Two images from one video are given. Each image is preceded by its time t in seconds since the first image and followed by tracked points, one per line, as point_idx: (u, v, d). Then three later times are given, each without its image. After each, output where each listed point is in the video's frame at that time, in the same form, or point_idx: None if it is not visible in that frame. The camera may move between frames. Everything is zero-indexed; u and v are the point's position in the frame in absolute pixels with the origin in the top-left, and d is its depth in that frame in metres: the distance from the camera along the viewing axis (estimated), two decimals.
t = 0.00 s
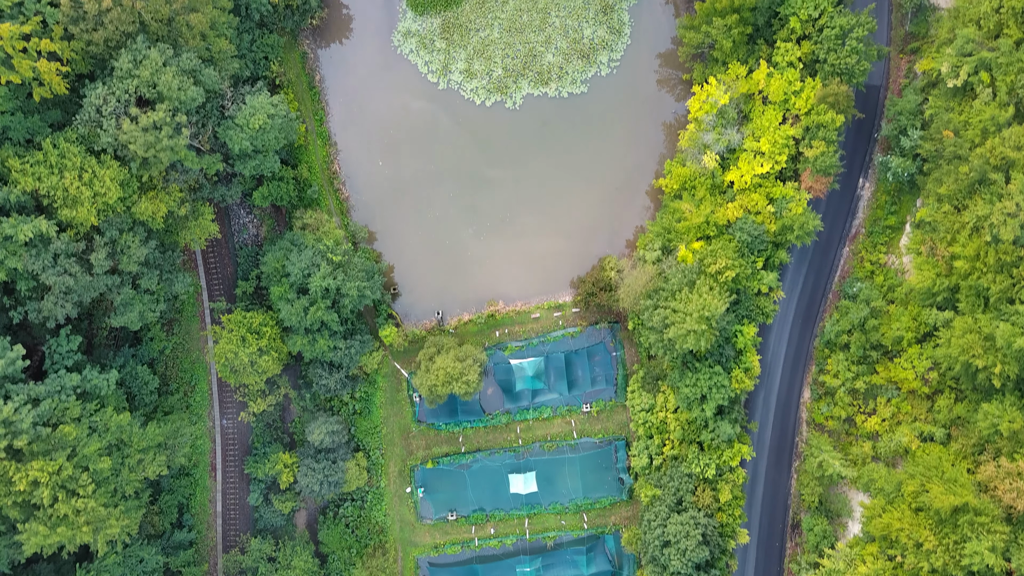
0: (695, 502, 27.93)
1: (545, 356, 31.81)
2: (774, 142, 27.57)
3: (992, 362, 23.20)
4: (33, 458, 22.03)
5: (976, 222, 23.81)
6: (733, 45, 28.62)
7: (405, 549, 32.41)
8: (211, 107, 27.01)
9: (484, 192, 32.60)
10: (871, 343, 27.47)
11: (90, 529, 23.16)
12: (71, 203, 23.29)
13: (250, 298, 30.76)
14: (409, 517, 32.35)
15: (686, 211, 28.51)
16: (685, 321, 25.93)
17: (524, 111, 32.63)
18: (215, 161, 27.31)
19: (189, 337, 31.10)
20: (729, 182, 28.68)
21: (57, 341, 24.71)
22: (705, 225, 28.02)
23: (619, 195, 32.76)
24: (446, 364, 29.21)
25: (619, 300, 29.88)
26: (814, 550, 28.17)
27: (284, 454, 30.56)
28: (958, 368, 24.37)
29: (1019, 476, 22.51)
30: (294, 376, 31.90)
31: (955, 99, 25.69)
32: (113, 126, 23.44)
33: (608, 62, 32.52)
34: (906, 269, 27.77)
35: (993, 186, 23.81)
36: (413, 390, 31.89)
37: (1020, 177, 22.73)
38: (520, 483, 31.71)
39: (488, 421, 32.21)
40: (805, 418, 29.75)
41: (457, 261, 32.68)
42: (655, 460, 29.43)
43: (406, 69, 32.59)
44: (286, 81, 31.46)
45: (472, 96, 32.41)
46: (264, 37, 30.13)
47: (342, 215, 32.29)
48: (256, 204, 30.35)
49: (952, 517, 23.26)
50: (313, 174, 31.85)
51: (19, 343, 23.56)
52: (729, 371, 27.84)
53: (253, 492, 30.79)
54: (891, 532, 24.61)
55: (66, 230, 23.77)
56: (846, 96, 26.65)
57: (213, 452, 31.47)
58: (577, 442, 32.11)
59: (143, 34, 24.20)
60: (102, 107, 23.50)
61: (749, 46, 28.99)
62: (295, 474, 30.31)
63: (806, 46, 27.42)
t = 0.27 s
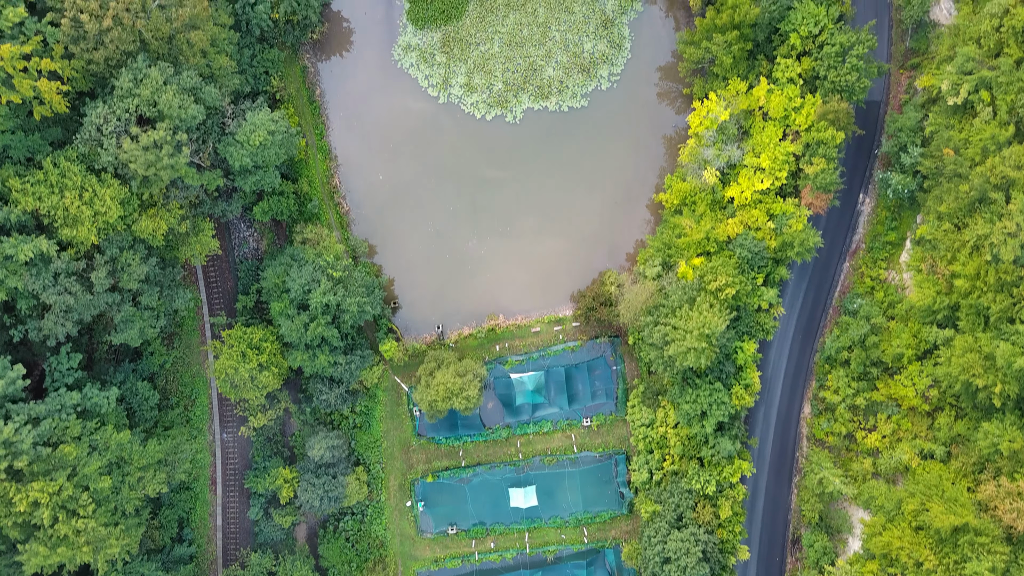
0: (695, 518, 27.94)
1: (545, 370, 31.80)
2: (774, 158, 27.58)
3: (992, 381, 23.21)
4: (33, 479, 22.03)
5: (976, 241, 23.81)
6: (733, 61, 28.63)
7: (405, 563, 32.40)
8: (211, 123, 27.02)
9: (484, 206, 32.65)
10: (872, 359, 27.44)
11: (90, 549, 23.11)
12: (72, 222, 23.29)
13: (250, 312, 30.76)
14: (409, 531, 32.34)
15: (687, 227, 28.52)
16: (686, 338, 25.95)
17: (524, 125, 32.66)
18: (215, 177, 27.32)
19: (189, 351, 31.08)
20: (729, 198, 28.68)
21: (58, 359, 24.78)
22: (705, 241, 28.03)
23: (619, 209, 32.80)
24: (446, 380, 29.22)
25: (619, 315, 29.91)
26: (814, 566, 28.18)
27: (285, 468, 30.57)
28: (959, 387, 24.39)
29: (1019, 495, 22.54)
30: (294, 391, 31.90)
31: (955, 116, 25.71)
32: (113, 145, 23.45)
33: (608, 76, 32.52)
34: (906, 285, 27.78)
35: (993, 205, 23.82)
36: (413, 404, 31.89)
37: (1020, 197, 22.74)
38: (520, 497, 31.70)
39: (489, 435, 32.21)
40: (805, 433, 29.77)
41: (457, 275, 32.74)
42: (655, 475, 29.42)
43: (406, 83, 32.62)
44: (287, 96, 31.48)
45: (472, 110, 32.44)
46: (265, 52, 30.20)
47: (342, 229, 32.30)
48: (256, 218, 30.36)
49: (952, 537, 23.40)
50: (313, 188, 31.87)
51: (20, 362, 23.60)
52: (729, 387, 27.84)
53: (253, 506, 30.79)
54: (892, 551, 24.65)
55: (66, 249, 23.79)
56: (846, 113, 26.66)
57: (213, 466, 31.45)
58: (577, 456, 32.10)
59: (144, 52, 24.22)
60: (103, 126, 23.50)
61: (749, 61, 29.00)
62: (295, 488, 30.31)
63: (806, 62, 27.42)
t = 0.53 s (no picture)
0: (696, 535, 27.96)
1: (545, 385, 31.80)
2: (774, 174, 27.59)
3: (993, 401, 23.22)
4: (34, 499, 22.06)
5: (977, 260, 23.83)
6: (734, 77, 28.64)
7: None
8: (212, 140, 27.04)
9: (484, 221, 32.65)
10: (872, 376, 27.43)
11: (90, 569, 23.09)
12: (72, 241, 23.27)
13: (251, 327, 30.77)
14: (409, 545, 32.32)
15: (687, 243, 28.53)
16: (686, 355, 25.96)
17: (524, 138, 32.64)
18: (216, 194, 27.34)
19: (189, 366, 31.07)
20: (729, 213, 28.69)
21: (58, 377, 24.85)
22: (706, 257, 28.04)
23: (619, 223, 32.79)
24: (446, 395, 29.24)
25: (620, 330, 29.92)
26: None
27: (285, 483, 30.58)
28: (959, 406, 24.40)
29: (1019, 515, 22.56)
30: (294, 405, 31.91)
31: (955, 134, 25.70)
32: (113, 164, 23.46)
33: (608, 90, 32.52)
34: (906, 302, 27.78)
35: (993, 223, 23.84)
36: (413, 418, 31.89)
37: (1021, 216, 22.78)
38: (520, 511, 31.69)
39: (489, 449, 32.21)
40: (805, 448, 29.75)
41: (457, 289, 32.72)
42: (655, 490, 29.43)
43: (406, 96, 32.62)
44: (287, 110, 31.49)
45: (472, 123, 32.42)
46: (265, 66, 30.33)
47: (342, 243, 32.30)
48: (257, 233, 30.37)
49: (952, 556, 23.35)
50: (313, 202, 31.88)
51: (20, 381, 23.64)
52: (729, 404, 27.85)
53: (253, 521, 30.79)
54: (891, 569, 24.54)
55: (66, 268, 23.78)
56: (846, 130, 26.68)
57: (213, 480, 31.43)
58: (577, 471, 32.10)
59: (144, 71, 24.25)
60: (103, 145, 23.52)
61: (749, 77, 29.03)
62: (295, 503, 30.32)
63: (806, 79, 27.47)
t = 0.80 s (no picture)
0: (696, 551, 27.97)
1: (546, 399, 31.78)
2: (774, 191, 27.59)
3: (993, 420, 23.21)
4: (34, 519, 22.07)
5: (977, 279, 23.81)
6: (734, 92, 28.63)
7: None
8: (212, 156, 27.04)
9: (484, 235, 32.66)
10: (872, 392, 27.43)
11: None
12: (72, 260, 23.26)
13: (251, 341, 30.77)
14: (410, 559, 32.31)
15: (687, 259, 28.53)
16: (686, 373, 25.95)
17: (524, 152, 32.64)
18: (216, 210, 27.34)
19: (189, 380, 31.06)
20: (729, 229, 28.68)
21: (58, 395, 24.88)
22: (706, 273, 28.04)
23: (619, 237, 32.78)
24: (447, 410, 29.23)
25: (620, 345, 29.94)
26: None
27: (285, 497, 30.58)
28: (959, 424, 24.40)
29: (1020, 535, 22.57)
30: (294, 418, 31.90)
31: (955, 151, 25.67)
32: (114, 183, 23.48)
33: (609, 104, 32.52)
34: (906, 317, 27.78)
35: (993, 242, 23.82)
36: (413, 432, 31.87)
37: (1021, 236, 22.77)
38: (520, 525, 31.68)
39: (489, 463, 32.20)
40: (805, 463, 29.74)
41: (457, 303, 32.76)
42: (655, 505, 29.42)
43: (406, 110, 32.63)
44: (287, 124, 31.48)
45: (472, 137, 32.43)
46: (265, 81, 30.36)
47: (342, 256, 32.31)
48: (257, 248, 30.37)
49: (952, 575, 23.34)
50: (314, 216, 31.88)
51: (20, 400, 23.66)
52: (729, 420, 27.86)
53: (253, 535, 30.78)
54: None
55: (66, 287, 23.77)
56: (846, 147, 26.69)
57: (213, 494, 31.40)
58: (577, 484, 32.08)
59: (144, 90, 24.27)
60: (104, 163, 23.54)
61: (749, 93, 29.00)
62: (295, 518, 30.31)
63: (806, 95, 27.47)
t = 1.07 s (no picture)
0: (697, 567, 27.98)
1: (546, 413, 31.77)
2: (775, 207, 27.59)
3: (993, 439, 23.22)
4: (34, 540, 22.09)
5: (977, 298, 23.82)
6: (734, 108, 28.64)
7: None
8: (212, 173, 27.04)
9: (484, 249, 32.70)
10: (873, 409, 27.43)
11: None
12: (72, 279, 23.25)
13: (251, 355, 30.76)
14: (410, 573, 32.29)
15: (687, 274, 28.53)
16: (686, 390, 25.95)
17: (524, 167, 32.65)
18: (216, 226, 27.33)
19: (190, 394, 31.05)
20: (730, 244, 28.68)
21: (59, 413, 24.88)
22: (706, 289, 28.05)
23: (619, 251, 32.79)
24: (447, 426, 29.24)
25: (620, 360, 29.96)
26: None
27: (285, 512, 30.56)
28: (960, 442, 24.41)
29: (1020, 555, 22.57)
30: (294, 432, 31.89)
31: (955, 168, 25.67)
32: (114, 202, 23.48)
33: (609, 118, 32.52)
34: (906, 334, 27.79)
35: (993, 261, 23.82)
36: (413, 447, 31.86)
37: (1021, 255, 22.78)
38: (520, 539, 31.65)
39: (489, 477, 32.19)
40: (806, 479, 29.73)
41: (457, 318, 32.77)
42: (656, 520, 29.42)
43: (406, 124, 32.65)
44: (287, 139, 31.49)
45: (472, 151, 32.44)
46: (266, 96, 30.35)
47: (343, 270, 32.32)
48: (257, 262, 30.37)
49: None
50: (314, 230, 31.89)
51: (20, 419, 23.67)
52: (729, 436, 27.86)
53: (253, 549, 30.76)
54: None
55: (67, 306, 23.77)
56: (846, 164, 26.69)
57: (213, 508, 31.37)
58: (577, 498, 32.08)
59: (145, 108, 24.29)
60: (104, 182, 23.55)
61: (749, 108, 29.01)
62: (296, 533, 30.30)
63: (806, 111, 27.47)
